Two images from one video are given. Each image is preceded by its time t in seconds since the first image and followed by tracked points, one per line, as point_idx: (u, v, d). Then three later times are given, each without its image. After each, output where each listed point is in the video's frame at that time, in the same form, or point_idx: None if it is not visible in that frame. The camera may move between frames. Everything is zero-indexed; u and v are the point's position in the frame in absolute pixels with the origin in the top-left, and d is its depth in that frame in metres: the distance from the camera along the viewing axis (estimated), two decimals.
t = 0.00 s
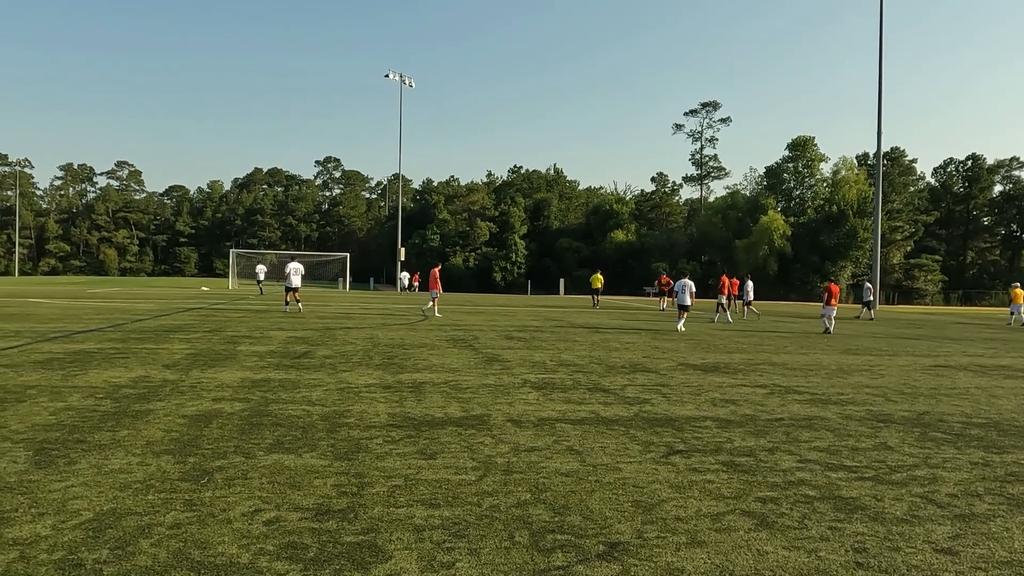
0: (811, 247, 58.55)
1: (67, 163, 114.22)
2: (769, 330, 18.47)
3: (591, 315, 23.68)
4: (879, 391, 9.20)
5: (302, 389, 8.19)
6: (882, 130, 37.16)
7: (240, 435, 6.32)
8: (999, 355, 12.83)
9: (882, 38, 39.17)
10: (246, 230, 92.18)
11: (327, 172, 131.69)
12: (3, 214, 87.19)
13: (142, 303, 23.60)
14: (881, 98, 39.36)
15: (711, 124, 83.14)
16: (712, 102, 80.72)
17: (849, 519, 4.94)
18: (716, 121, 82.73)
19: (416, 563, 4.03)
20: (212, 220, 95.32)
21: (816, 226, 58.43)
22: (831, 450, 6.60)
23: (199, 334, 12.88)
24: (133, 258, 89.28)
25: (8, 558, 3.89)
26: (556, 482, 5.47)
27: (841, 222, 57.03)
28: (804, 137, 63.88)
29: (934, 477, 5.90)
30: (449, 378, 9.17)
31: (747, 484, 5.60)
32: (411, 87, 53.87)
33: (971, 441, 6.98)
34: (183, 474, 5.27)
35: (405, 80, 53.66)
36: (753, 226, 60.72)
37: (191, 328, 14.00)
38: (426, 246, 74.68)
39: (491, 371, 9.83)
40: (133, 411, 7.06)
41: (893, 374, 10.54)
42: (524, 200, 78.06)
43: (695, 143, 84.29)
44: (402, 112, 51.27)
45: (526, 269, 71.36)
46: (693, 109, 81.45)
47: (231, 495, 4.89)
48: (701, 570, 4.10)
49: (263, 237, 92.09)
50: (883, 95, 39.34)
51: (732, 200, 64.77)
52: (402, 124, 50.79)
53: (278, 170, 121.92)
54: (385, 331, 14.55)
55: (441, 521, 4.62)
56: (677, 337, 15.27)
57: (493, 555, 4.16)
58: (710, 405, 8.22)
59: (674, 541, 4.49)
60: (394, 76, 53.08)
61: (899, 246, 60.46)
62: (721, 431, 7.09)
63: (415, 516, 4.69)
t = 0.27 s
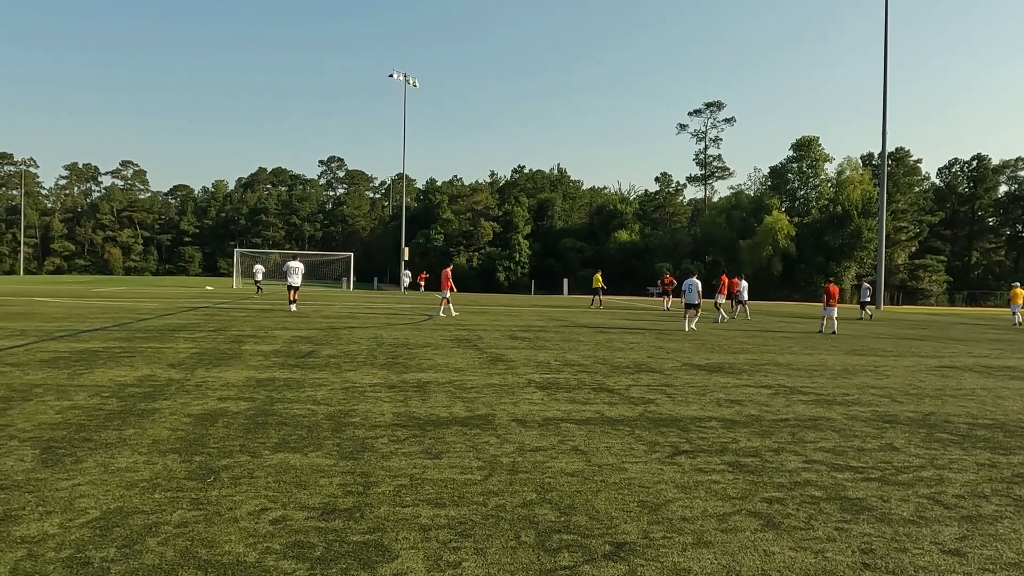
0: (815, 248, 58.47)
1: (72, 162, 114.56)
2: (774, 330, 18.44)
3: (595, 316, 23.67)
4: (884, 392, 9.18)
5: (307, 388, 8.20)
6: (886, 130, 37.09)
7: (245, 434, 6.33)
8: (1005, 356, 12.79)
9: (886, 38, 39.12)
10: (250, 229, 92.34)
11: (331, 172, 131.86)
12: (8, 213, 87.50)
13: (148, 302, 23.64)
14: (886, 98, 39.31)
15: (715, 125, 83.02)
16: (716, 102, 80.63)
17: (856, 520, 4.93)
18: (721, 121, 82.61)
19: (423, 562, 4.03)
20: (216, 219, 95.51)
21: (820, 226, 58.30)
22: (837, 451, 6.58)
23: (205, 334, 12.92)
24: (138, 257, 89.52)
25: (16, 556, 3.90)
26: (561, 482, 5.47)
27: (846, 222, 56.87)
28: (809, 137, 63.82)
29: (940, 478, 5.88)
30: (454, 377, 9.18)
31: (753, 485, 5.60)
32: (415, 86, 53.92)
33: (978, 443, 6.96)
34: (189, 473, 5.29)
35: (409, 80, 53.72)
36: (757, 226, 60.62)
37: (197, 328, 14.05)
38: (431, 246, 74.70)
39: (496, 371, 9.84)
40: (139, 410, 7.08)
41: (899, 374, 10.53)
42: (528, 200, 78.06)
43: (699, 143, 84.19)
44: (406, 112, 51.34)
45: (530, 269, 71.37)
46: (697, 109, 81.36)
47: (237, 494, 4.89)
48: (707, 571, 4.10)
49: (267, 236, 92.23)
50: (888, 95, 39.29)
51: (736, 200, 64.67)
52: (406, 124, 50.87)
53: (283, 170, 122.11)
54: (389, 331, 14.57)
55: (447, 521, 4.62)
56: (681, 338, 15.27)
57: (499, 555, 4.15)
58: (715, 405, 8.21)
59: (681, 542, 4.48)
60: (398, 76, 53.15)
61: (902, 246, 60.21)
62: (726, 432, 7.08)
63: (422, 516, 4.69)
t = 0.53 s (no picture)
0: (819, 248, 58.42)
1: (77, 161, 114.87)
2: (778, 330, 18.42)
3: (598, 315, 23.69)
4: (888, 392, 9.16)
5: (311, 387, 8.21)
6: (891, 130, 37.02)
7: (249, 431, 6.34)
8: (1010, 357, 12.74)
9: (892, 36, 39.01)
10: (254, 228, 92.55)
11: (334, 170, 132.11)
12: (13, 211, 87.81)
13: (152, 301, 23.66)
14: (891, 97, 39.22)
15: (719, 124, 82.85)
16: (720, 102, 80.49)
17: (861, 520, 4.92)
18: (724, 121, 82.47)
19: (427, 560, 4.03)
20: (220, 218, 95.72)
21: (824, 226, 58.17)
22: (841, 451, 6.56)
23: (209, 332, 12.96)
24: (142, 256, 89.79)
25: (22, 553, 3.91)
26: (565, 480, 5.48)
27: (850, 222, 56.68)
28: (813, 137, 63.56)
29: (945, 479, 5.86)
30: (457, 376, 9.18)
31: (757, 484, 5.59)
32: (419, 85, 53.97)
33: (982, 443, 6.94)
34: (193, 471, 5.29)
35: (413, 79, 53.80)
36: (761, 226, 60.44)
37: (201, 326, 14.09)
38: (434, 245, 74.70)
39: (500, 369, 9.85)
40: (143, 408, 7.09)
41: (903, 374, 10.51)
42: (531, 200, 78.04)
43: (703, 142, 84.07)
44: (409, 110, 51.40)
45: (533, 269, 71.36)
46: (701, 108, 81.26)
47: (242, 492, 4.90)
48: (712, 570, 4.09)
49: (271, 235, 92.41)
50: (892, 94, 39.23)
51: (740, 200, 64.51)
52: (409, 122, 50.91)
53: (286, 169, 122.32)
54: (393, 330, 14.61)
55: (451, 519, 4.62)
56: (684, 337, 15.28)
57: (503, 554, 4.15)
58: (718, 405, 8.20)
59: (686, 541, 4.48)
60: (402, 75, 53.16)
61: (906, 247, 61.05)
62: (730, 432, 7.07)
63: (426, 514, 4.70)
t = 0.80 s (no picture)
0: (824, 248, 58.28)
1: (82, 160, 115.22)
2: (781, 330, 18.36)
3: (601, 315, 23.66)
4: (891, 392, 9.13)
5: (314, 386, 8.22)
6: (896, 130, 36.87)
7: (252, 430, 6.35)
8: (1015, 357, 12.69)
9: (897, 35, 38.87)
10: (258, 227, 92.77)
11: (339, 169, 132.32)
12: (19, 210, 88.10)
13: (156, 299, 23.73)
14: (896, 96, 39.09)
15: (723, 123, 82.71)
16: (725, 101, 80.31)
17: (864, 521, 4.90)
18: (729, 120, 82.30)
19: (427, 560, 4.03)
20: (225, 217, 95.95)
21: (829, 226, 58.02)
22: (844, 451, 6.54)
23: (212, 330, 12.98)
24: (146, 254, 90.09)
25: (23, 550, 3.92)
26: (567, 480, 5.48)
27: (855, 221, 56.51)
28: (818, 136, 63.33)
29: (948, 480, 5.84)
30: (460, 376, 9.18)
31: (760, 485, 5.57)
32: (423, 84, 53.97)
33: (986, 444, 6.91)
34: (196, 469, 5.30)
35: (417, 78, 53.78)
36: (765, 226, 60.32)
37: (204, 324, 14.11)
38: (438, 245, 74.76)
39: (502, 369, 9.85)
40: (146, 406, 7.11)
41: (907, 375, 10.46)
42: (535, 199, 78.06)
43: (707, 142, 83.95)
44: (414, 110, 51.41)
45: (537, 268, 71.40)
46: (705, 108, 81.13)
47: (244, 490, 4.91)
48: (712, 570, 4.08)
49: (275, 234, 92.57)
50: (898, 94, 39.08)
51: (744, 200, 64.37)
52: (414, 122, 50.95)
53: (291, 168, 122.55)
54: (396, 329, 14.61)
55: (452, 519, 4.62)
56: (688, 337, 15.25)
57: (504, 554, 4.15)
58: (722, 405, 8.18)
59: (687, 541, 4.46)
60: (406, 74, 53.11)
61: (912, 246, 60.06)
62: (732, 432, 7.05)
63: (427, 514, 4.70)
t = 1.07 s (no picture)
0: (828, 246, 58.09)
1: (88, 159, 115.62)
2: (785, 328, 18.30)
3: (604, 313, 23.65)
4: (895, 390, 9.09)
5: (316, 383, 8.25)
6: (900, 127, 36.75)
7: (254, 427, 6.37)
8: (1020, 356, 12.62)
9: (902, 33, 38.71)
10: (262, 225, 93.00)
11: (343, 168, 132.52)
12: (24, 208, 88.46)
13: (160, 297, 23.78)
14: (901, 94, 38.95)
15: (727, 121, 82.57)
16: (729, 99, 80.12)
17: (865, 519, 4.89)
18: (733, 118, 82.12)
19: (426, 557, 4.02)
20: (229, 215, 96.22)
21: (833, 224, 57.80)
22: (847, 449, 6.52)
23: (215, 328, 13.01)
24: (151, 253, 90.47)
25: (24, 546, 3.94)
26: (567, 477, 5.47)
27: (859, 220, 56.26)
28: (822, 134, 63.07)
29: (951, 478, 5.81)
30: (462, 373, 9.17)
31: (761, 482, 5.55)
32: (426, 82, 53.98)
33: (990, 442, 6.88)
34: (196, 466, 5.31)
35: (420, 76, 53.76)
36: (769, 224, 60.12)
37: (207, 322, 14.16)
38: (441, 243, 74.82)
39: (505, 366, 9.85)
40: (148, 403, 7.13)
41: (910, 373, 10.42)
42: (539, 197, 78.06)
43: (711, 140, 83.80)
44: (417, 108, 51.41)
45: (541, 266, 71.44)
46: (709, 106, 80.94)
47: (244, 487, 4.92)
48: (713, 568, 4.07)
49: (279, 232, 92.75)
50: (903, 91, 38.94)
51: (748, 198, 64.15)
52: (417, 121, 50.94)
53: (295, 167, 122.78)
54: (399, 326, 14.62)
55: (452, 516, 4.62)
56: (691, 335, 15.22)
57: (503, 550, 4.15)
58: (724, 403, 8.16)
59: (687, 538, 4.45)
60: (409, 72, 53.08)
61: (916, 244, 60.18)
62: (734, 430, 7.03)
63: (427, 510, 4.70)
